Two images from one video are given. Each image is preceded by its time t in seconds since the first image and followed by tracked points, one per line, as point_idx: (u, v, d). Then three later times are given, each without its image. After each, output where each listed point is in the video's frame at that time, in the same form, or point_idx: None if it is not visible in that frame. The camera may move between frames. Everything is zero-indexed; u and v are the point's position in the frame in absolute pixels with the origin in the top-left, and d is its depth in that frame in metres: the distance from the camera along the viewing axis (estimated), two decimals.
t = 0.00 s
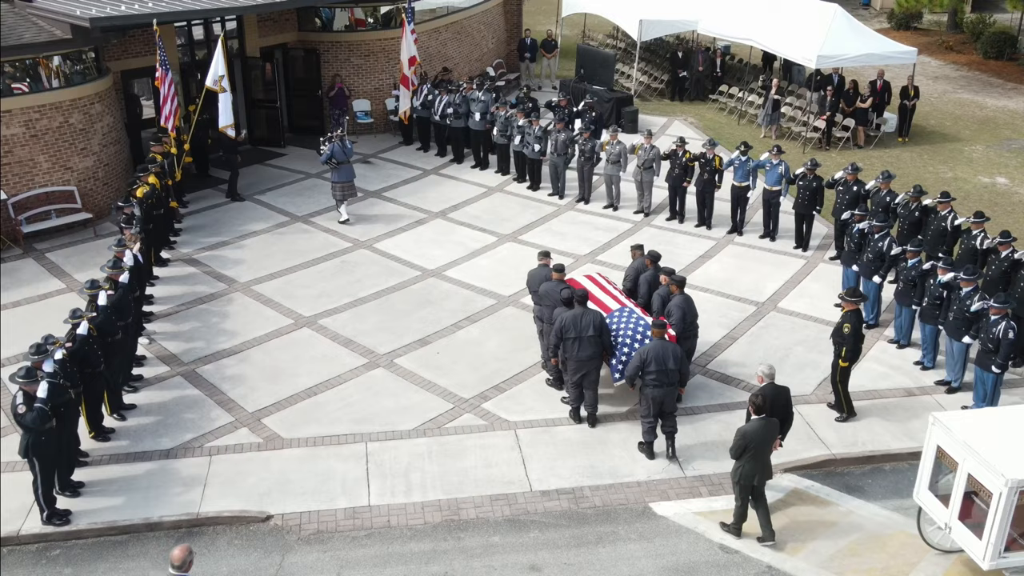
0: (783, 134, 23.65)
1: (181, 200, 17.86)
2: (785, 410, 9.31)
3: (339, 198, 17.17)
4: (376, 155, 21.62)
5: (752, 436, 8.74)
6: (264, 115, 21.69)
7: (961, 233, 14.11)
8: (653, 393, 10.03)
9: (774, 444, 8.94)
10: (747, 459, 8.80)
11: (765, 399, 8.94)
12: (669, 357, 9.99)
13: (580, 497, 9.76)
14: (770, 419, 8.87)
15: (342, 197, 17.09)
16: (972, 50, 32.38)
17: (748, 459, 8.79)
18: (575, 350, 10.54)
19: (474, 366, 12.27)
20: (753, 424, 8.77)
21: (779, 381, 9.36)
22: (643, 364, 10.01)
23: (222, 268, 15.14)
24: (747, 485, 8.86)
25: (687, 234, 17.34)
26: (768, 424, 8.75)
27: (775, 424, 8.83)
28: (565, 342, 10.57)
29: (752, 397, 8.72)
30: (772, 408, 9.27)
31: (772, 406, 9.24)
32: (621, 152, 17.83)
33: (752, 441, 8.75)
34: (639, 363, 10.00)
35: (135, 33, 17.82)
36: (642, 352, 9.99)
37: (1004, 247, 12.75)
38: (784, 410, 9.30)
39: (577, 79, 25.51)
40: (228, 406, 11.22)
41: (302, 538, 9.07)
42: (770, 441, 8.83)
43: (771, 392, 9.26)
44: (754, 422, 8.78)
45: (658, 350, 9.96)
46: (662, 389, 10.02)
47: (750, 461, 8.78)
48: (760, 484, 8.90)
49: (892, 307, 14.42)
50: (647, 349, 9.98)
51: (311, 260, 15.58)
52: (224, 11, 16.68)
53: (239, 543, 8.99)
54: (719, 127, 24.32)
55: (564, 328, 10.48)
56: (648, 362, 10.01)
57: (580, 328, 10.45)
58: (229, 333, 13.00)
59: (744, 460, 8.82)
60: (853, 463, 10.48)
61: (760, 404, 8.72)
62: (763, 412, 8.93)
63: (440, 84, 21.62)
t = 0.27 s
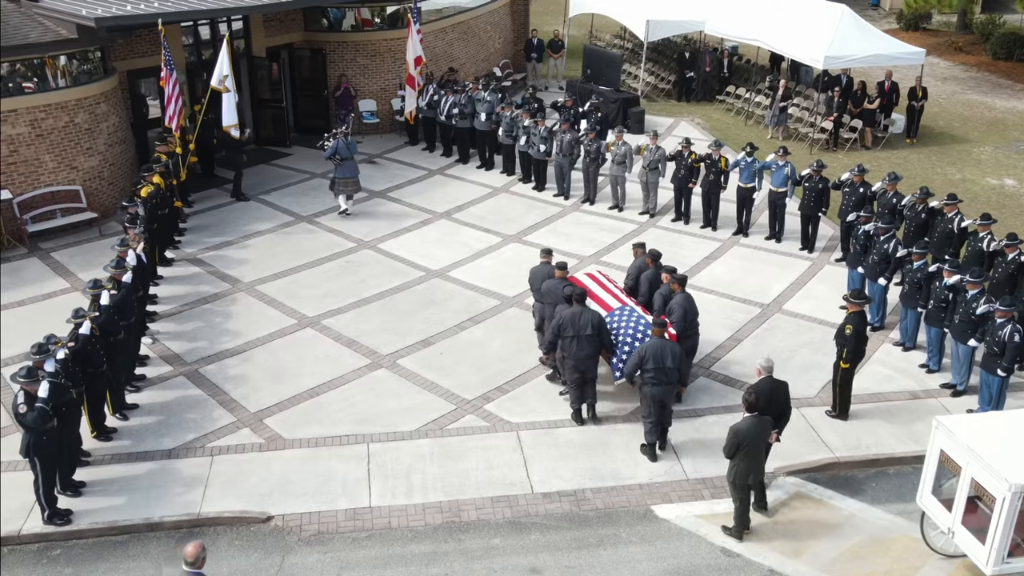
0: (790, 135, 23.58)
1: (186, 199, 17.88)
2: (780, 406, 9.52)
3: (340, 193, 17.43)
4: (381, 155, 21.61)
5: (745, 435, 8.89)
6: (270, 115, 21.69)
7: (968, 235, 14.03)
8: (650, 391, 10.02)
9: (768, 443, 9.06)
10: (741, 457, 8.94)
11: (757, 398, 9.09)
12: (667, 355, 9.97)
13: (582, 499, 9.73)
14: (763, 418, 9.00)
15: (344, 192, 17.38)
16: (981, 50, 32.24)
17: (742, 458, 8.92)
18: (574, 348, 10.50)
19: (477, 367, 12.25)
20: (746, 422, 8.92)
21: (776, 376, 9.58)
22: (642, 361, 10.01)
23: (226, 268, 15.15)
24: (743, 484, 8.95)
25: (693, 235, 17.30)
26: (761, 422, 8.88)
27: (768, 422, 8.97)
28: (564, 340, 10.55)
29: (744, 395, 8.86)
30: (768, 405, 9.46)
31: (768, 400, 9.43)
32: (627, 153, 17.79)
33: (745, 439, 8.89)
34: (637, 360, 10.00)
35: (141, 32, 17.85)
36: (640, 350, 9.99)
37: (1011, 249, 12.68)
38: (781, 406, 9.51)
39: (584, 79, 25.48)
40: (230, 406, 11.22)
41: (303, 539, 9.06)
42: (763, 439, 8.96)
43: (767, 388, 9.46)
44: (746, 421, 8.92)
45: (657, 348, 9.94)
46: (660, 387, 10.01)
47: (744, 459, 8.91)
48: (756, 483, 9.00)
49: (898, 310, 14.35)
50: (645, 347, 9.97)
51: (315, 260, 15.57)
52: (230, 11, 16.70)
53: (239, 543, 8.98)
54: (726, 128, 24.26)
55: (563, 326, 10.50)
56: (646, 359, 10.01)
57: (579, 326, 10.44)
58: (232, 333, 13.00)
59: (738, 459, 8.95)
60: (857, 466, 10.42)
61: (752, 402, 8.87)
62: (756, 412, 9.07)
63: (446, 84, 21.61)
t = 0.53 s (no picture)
0: (796, 136, 23.49)
1: (189, 199, 17.89)
2: (776, 400, 9.59)
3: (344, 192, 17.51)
4: (386, 155, 21.59)
5: (739, 435, 8.85)
6: (275, 115, 21.68)
7: (974, 238, 13.93)
8: (650, 390, 10.04)
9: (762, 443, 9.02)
10: (736, 458, 8.89)
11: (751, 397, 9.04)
12: (667, 354, 9.99)
13: (581, 503, 9.68)
14: (757, 417, 8.95)
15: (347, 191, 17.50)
16: (990, 51, 32.07)
17: (736, 458, 8.87)
18: (573, 347, 10.53)
19: (478, 369, 12.20)
20: (740, 422, 8.87)
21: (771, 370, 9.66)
22: (642, 360, 10.04)
23: (229, 268, 15.14)
24: (739, 484, 8.91)
25: (697, 237, 17.23)
26: (755, 422, 8.85)
27: (762, 421, 8.93)
28: (564, 338, 10.58)
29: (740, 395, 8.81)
30: (762, 398, 9.56)
31: (764, 393, 9.53)
32: (632, 154, 17.73)
33: (739, 439, 8.85)
34: (638, 358, 10.03)
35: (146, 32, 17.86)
36: (641, 348, 10.03)
37: (1017, 252, 12.59)
38: (777, 399, 9.59)
39: (589, 80, 25.42)
40: (230, 407, 11.20)
41: (300, 542, 9.03)
42: (757, 439, 8.92)
43: (763, 380, 9.56)
44: (740, 421, 8.87)
45: (658, 346, 9.98)
46: (659, 386, 10.04)
47: (739, 460, 8.86)
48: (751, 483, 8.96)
49: (903, 313, 14.26)
50: (646, 345, 10.01)
51: (317, 261, 15.56)
52: (234, 11, 16.68)
53: (237, 545, 8.96)
54: (732, 129, 24.19)
55: (562, 325, 10.52)
56: (646, 358, 10.03)
57: (578, 325, 10.46)
58: (233, 334, 12.99)
59: (733, 460, 8.90)
60: (859, 470, 10.35)
61: (747, 401, 8.83)
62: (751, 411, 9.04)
63: (451, 84, 21.58)
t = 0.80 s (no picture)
0: (805, 137, 23.35)
1: (194, 199, 17.88)
2: (774, 396, 9.54)
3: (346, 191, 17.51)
4: (391, 156, 21.55)
5: (736, 433, 8.78)
6: (281, 115, 21.66)
7: (982, 241, 13.80)
8: (655, 385, 10.07)
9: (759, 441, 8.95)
10: (732, 456, 8.83)
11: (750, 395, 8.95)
12: (673, 350, 9.99)
13: (581, 507, 9.61)
14: (755, 415, 8.88)
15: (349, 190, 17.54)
16: (1003, 53, 31.84)
17: (733, 456, 8.81)
18: (572, 346, 10.54)
19: (480, 372, 12.14)
20: (738, 419, 8.80)
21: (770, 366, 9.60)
22: (647, 355, 10.04)
23: (232, 268, 15.12)
24: (734, 482, 8.86)
25: (702, 239, 17.13)
26: (753, 420, 8.77)
27: (759, 419, 8.85)
28: (562, 338, 10.60)
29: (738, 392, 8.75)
30: (761, 395, 9.50)
31: (762, 390, 9.48)
32: (638, 155, 17.64)
33: (736, 437, 8.79)
34: (643, 354, 10.02)
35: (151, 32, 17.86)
36: (647, 343, 10.02)
37: None
38: (774, 396, 9.54)
39: (597, 81, 25.33)
40: (231, 409, 11.17)
41: (298, 545, 8.98)
42: (754, 437, 8.85)
43: (761, 378, 9.50)
44: (738, 418, 8.81)
45: (663, 341, 9.99)
46: (664, 381, 10.06)
47: (736, 457, 8.81)
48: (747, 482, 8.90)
49: (909, 317, 14.14)
50: (652, 340, 10.02)
51: (321, 262, 15.52)
52: (240, 11, 16.64)
53: (234, 548, 8.93)
54: (740, 130, 24.07)
55: (560, 324, 10.50)
56: (651, 353, 10.04)
57: (576, 324, 10.46)
58: (235, 335, 12.96)
59: (729, 457, 8.83)
60: (863, 476, 10.25)
61: (745, 400, 8.74)
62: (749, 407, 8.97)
63: (457, 85, 21.53)
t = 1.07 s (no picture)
0: (815, 140, 23.17)
1: (199, 200, 17.87)
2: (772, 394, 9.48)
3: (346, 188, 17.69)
4: (398, 157, 21.50)
5: (734, 430, 8.86)
6: (289, 116, 21.63)
7: (993, 246, 13.63)
8: (659, 385, 10.05)
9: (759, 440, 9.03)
10: (729, 452, 8.93)
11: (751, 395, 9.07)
12: (677, 350, 9.93)
13: (581, 514, 9.51)
14: (755, 414, 8.96)
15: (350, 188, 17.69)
16: (1018, 55, 31.55)
17: (730, 452, 8.91)
18: (567, 346, 10.50)
19: (482, 375, 12.06)
20: (736, 417, 8.88)
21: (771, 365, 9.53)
22: (652, 355, 10.00)
23: (235, 269, 15.09)
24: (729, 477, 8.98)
25: (710, 242, 17.00)
26: (750, 419, 8.85)
27: (758, 418, 8.93)
28: (558, 337, 10.54)
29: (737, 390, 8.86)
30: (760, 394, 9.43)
31: (759, 389, 9.43)
32: (645, 158, 17.52)
33: (734, 435, 8.87)
34: (647, 354, 9.99)
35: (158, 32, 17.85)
36: (651, 343, 9.98)
37: None
38: (773, 394, 9.48)
39: (606, 82, 25.20)
40: (231, 411, 11.13)
41: (294, 550, 8.92)
42: (753, 436, 8.92)
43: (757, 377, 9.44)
44: (736, 416, 8.89)
45: (667, 341, 9.92)
46: (668, 381, 10.03)
47: (732, 454, 8.90)
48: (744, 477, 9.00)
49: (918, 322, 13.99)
50: (656, 340, 9.97)
51: (325, 263, 15.47)
52: (246, 11, 16.59)
53: (231, 552, 8.88)
54: (750, 132, 23.91)
55: (557, 324, 10.47)
56: (656, 353, 10.00)
57: (572, 324, 10.42)
58: (237, 336, 12.92)
59: (726, 453, 8.94)
60: (868, 485, 10.12)
61: (742, 398, 8.85)
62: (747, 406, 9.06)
63: (464, 86, 21.48)
